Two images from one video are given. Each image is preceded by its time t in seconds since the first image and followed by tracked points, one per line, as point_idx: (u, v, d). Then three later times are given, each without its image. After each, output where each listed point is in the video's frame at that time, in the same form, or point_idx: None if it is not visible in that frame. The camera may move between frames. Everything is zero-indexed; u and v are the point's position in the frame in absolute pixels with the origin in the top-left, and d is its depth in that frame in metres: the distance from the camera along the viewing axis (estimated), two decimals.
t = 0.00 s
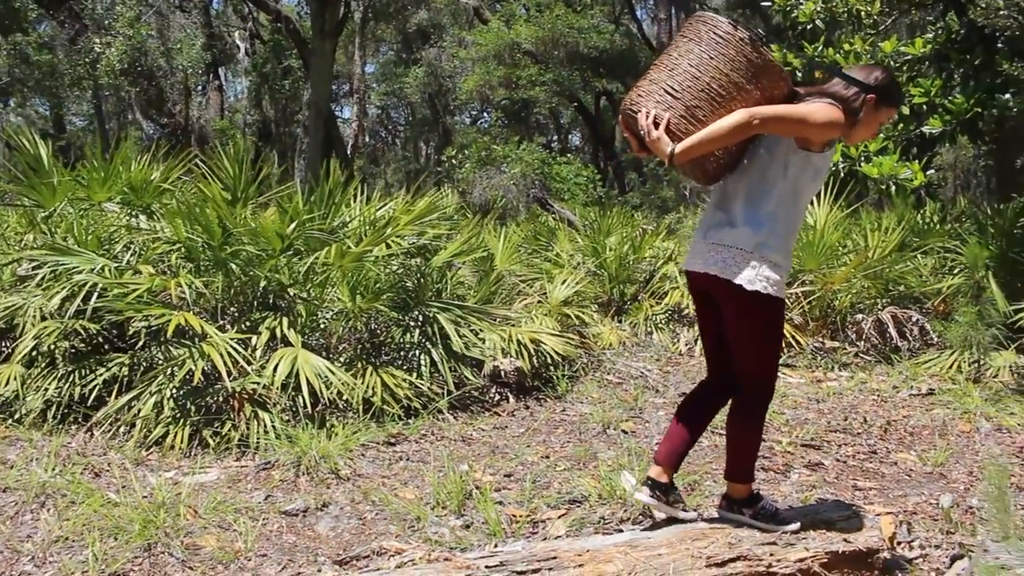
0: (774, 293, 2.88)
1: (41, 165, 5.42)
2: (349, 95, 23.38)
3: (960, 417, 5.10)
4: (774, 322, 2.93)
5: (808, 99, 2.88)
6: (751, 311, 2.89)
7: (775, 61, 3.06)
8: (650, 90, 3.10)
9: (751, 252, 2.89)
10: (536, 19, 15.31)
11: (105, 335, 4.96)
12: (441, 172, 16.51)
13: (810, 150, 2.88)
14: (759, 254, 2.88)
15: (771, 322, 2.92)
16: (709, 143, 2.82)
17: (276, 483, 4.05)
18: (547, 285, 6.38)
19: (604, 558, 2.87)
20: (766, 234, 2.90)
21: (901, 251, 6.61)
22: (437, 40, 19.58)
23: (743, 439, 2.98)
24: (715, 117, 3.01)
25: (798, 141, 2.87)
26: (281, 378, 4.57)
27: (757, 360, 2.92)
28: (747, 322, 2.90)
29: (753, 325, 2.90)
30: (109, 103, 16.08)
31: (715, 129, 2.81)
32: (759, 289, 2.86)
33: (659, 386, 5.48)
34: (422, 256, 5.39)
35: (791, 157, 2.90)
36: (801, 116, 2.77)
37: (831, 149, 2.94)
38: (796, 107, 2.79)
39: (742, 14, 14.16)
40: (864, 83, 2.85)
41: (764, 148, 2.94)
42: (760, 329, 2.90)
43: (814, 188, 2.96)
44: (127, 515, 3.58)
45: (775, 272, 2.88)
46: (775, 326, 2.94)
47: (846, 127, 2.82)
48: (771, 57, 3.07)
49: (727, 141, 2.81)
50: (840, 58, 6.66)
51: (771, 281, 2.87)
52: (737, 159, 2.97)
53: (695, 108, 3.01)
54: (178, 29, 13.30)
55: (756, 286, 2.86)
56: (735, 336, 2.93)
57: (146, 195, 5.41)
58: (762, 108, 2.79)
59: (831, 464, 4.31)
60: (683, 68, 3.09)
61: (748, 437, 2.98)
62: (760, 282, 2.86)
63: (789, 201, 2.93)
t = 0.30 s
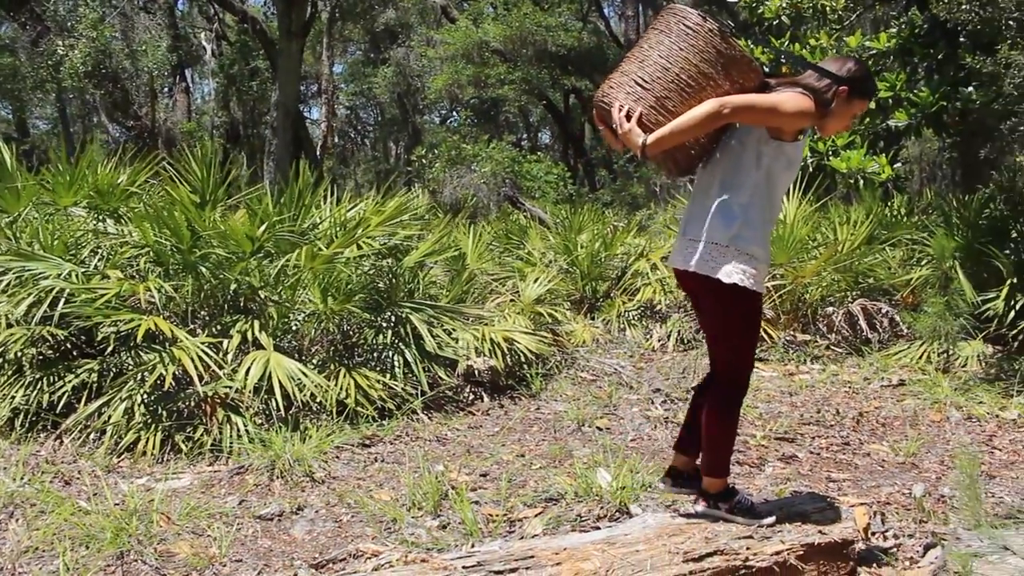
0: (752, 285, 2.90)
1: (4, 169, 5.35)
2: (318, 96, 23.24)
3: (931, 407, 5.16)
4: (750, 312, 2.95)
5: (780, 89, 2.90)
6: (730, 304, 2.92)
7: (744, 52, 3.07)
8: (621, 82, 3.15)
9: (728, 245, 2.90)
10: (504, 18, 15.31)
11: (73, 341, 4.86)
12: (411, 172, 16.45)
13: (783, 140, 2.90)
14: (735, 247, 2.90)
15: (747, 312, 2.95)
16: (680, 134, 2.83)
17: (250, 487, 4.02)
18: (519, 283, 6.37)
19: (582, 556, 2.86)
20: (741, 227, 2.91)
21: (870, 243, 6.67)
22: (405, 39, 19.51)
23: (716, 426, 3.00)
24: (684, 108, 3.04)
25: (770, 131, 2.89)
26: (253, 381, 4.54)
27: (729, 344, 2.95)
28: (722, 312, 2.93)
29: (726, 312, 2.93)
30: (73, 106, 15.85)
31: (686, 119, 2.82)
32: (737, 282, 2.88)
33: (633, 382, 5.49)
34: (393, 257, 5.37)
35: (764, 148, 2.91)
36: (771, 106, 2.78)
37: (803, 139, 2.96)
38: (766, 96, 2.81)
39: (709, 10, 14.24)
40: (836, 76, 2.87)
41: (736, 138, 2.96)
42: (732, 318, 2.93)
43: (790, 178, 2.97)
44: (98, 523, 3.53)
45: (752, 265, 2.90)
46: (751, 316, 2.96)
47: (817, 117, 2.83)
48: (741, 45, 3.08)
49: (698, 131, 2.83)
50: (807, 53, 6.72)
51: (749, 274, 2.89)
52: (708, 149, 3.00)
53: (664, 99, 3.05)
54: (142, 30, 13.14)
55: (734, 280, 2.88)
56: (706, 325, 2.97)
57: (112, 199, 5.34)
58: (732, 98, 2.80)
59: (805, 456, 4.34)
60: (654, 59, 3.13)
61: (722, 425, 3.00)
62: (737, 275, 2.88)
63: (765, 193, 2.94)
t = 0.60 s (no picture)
0: (745, 285, 2.88)
1: None
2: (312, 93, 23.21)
3: (922, 410, 5.18)
4: (749, 316, 2.95)
5: (775, 92, 2.90)
6: (724, 305, 2.92)
7: (733, 52, 3.12)
8: (614, 82, 3.23)
9: (720, 246, 2.90)
10: (499, 17, 15.31)
11: (64, 337, 4.85)
12: (405, 171, 16.43)
13: (776, 143, 2.89)
14: (728, 248, 2.89)
15: (746, 315, 2.95)
16: (668, 136, 2.83)
17: (241, 484, 4.01)
18: (512, 283, 6.37)
19: (572, 556, 2.85)
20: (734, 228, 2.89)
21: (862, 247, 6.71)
22: (400, 38, 19.50)
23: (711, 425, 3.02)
24: (673, 104, 3.08)
25: (762, 134, 2.88)
26: (245, 378, 4.52)
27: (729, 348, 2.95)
28: (717, 313, 2.94)
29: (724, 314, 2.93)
30: (66, 101, 15.79)
31: (674, 121, 2.82)
32: (730, 283, 2.87)
33: (625, 383, 5.49)
34: (387, 255, 5.34)
35: (757, 149, 2.91)
36: (761, 109, 2.78)
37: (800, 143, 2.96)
38: (757, 99, 2.80)
39: (705, 12, 14.27)
40: (834, 80, 2.89)
41: (730, 140, 2.96)
42: (730, 320, 2.93)
43: (786, 179, 2.96)
44: (87, 519, 3.52)
45: (746, 266, 2.88)
46: (751, 320, 2.97)
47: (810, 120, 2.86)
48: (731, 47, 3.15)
49: (687, 134, 2.83)
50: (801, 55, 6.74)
51: (743, 275, 2.87)
52: (700, 149, 3.03)
53: (653, 96, 3.10)
54: (137, 27, 13.12)
55: (726, 281, 2.87)
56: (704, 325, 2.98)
57: (105, 194, 5.32)
58: (722, 101, 2.79)
59: (797, 458, 4.35)
60: (647, 60, 3.21)
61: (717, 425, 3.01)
62: (730, 277, 2.87)
63: (758, 193, 2.92)
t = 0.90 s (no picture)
0: (753, 286, 2.88)
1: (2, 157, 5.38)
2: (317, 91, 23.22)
3: (922, 414, 5.17)
4: (758, 317, 2.94)
5: (780, 94, 2.92)
6: (732, 305, 2.93)
7: (735, 54, 3.14)
8: (623, 93, 3.29)
9: (727, 247, 2.91)
10: (504, 17, 15.31)
11: (66, 331, 4.86)
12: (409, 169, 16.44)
13: (783, 144, 2.89)
14: (734, 249, 2.90)
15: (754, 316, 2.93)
16: (667, 139, 2.87)
17: (240, 479, 4.02)
18: (514, 282, 6.38)
19: (568, 555, 2.86)
20: (741, 229, 2.90)
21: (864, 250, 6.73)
22: (405, 36, 19.53)
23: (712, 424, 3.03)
24: (678, 107, 3.12)
25: (768, 136, 2.89)
26: (245, 374, 4.53)
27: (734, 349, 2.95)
28: (723, 312, 2.94)
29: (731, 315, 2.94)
30: (71, 95, 15.83)
31: (673, 125, 2.86)
32: (736, 283, 2.88)
33: (626, 383, 5.49)
34: (388, 253, 5.38)
35: (763, 151, 2.92)
36: (761, 111, 2.79)
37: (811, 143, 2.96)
38: (757, 102, 2.82)
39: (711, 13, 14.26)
40: (843, 79, 2.91)
41: (737, 143, 2.98)
42: (736, 321, 2.93)
43: (797, 180, 2.94)
44: (87, 512, 3.54)
45: (754, 266, 2.88)
46: (760, 322, 2.95)
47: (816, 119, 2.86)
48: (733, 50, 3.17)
49: (687, 136, 2.86)
50: (806, 58, 6.74)
51: (751, 275, 2.87)
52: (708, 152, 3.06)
53: (658, 101, 3.15)
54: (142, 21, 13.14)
55: (733, 281, 2.87)
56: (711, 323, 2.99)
57: (108, 188, 5.34)
58: (722, 104, 2.81)
59: (796, 461, 4.35)
60: (651, 68, 3.27)
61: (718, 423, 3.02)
62: (737, 277, 2.88)
63: (767, 194, 2.92)
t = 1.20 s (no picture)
0: (754, 286, 2.88)
1: (5, 155, 5.40)
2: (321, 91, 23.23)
3: (922, 416, 5.17)
4: (759, 317, 2.95)
5: (789, 97, 2.93)
6: (733, 304, 2.93)
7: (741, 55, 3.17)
8: (634, 96, 3.35)
9: (730, 247, 2.92)
10: (508, 17, 15.31)
11: (67, 329, 4.87)
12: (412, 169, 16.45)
13: (789, 147, 2.89)
14: (737, 249, 2.91)
15: (754, 317, 2.94)
16: (673, 142, 2.90)
17: (239, 478, 4.03)
18: (514, 283, 6.39)
19: (563, 554, 2.86)
20: (744, 229, 2.91)
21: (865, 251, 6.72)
22: (409, 36, 19.54)
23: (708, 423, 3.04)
24: (685, 109, 3.17)
25: (775, 138, 2.89)
26: (244, 373, 4.54)
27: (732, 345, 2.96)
28: (723, 312, 2.95)
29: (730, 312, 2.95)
30: (76, 94, 15.86)
31: (678, 128, 2.90)
32: (738, 283, 2.88)
33: (625, 384, 5.49)
34: (390, 252, 5.38)
35: (770, 153, 2.92)
36: (765, 114, 2.80)
37: (821, 145, 2.95)
38: (763, 105, 2.83)
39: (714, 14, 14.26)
40: (852, 81, 2.91)
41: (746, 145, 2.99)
42: (737, 320, 2.94)
43: (804, 181, 2.92)
44: (85, 510, 3.55)
45: (756, 266, 2.88)
46: (761, 325, 2.95)
47: (823, 122, 2.86)
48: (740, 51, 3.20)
49: (693, 139, 2.89)
50: (808, 60, 6.73)
51: (752, 276, 2.88)
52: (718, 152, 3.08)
53: (666, 103, 3.19)
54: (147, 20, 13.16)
55: (734, 281, 2.88)
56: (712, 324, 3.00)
57: (110, 187, 5.36)
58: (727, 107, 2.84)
59: (794, 462, 4.35)
60: (661, 71, 3.31)
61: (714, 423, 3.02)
62: (737, 277, 2.89)
63: (772, 195, 2.92)
